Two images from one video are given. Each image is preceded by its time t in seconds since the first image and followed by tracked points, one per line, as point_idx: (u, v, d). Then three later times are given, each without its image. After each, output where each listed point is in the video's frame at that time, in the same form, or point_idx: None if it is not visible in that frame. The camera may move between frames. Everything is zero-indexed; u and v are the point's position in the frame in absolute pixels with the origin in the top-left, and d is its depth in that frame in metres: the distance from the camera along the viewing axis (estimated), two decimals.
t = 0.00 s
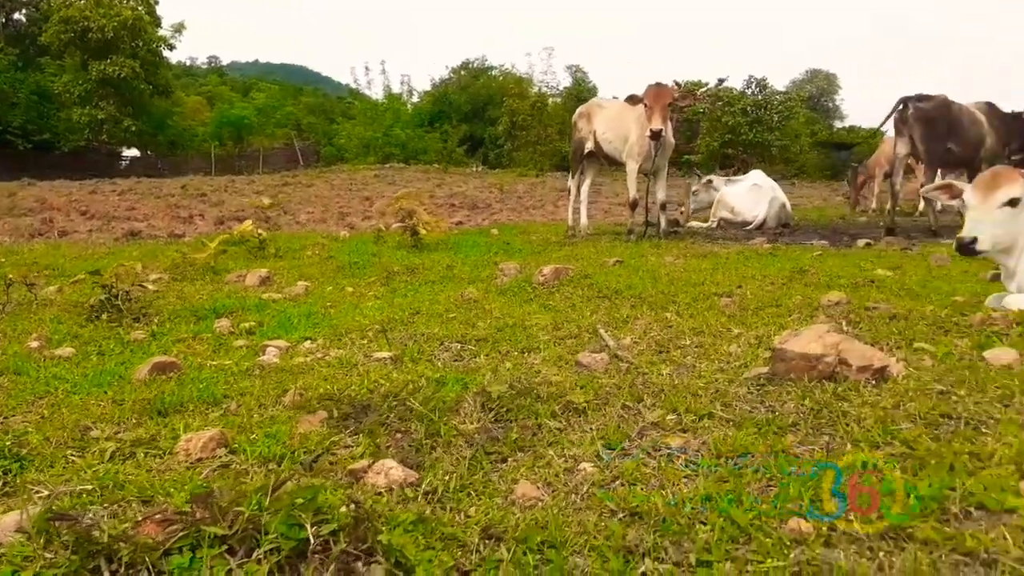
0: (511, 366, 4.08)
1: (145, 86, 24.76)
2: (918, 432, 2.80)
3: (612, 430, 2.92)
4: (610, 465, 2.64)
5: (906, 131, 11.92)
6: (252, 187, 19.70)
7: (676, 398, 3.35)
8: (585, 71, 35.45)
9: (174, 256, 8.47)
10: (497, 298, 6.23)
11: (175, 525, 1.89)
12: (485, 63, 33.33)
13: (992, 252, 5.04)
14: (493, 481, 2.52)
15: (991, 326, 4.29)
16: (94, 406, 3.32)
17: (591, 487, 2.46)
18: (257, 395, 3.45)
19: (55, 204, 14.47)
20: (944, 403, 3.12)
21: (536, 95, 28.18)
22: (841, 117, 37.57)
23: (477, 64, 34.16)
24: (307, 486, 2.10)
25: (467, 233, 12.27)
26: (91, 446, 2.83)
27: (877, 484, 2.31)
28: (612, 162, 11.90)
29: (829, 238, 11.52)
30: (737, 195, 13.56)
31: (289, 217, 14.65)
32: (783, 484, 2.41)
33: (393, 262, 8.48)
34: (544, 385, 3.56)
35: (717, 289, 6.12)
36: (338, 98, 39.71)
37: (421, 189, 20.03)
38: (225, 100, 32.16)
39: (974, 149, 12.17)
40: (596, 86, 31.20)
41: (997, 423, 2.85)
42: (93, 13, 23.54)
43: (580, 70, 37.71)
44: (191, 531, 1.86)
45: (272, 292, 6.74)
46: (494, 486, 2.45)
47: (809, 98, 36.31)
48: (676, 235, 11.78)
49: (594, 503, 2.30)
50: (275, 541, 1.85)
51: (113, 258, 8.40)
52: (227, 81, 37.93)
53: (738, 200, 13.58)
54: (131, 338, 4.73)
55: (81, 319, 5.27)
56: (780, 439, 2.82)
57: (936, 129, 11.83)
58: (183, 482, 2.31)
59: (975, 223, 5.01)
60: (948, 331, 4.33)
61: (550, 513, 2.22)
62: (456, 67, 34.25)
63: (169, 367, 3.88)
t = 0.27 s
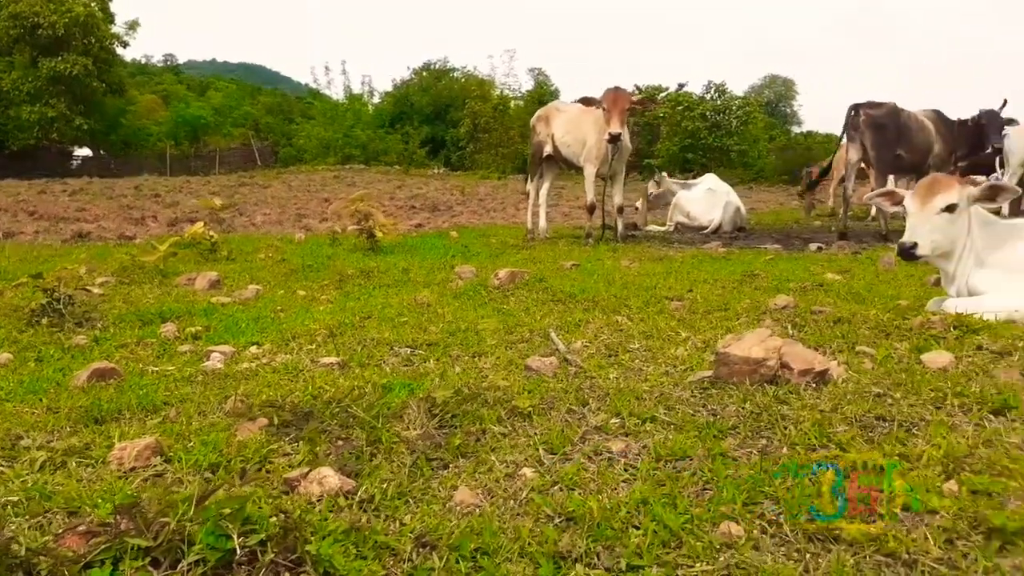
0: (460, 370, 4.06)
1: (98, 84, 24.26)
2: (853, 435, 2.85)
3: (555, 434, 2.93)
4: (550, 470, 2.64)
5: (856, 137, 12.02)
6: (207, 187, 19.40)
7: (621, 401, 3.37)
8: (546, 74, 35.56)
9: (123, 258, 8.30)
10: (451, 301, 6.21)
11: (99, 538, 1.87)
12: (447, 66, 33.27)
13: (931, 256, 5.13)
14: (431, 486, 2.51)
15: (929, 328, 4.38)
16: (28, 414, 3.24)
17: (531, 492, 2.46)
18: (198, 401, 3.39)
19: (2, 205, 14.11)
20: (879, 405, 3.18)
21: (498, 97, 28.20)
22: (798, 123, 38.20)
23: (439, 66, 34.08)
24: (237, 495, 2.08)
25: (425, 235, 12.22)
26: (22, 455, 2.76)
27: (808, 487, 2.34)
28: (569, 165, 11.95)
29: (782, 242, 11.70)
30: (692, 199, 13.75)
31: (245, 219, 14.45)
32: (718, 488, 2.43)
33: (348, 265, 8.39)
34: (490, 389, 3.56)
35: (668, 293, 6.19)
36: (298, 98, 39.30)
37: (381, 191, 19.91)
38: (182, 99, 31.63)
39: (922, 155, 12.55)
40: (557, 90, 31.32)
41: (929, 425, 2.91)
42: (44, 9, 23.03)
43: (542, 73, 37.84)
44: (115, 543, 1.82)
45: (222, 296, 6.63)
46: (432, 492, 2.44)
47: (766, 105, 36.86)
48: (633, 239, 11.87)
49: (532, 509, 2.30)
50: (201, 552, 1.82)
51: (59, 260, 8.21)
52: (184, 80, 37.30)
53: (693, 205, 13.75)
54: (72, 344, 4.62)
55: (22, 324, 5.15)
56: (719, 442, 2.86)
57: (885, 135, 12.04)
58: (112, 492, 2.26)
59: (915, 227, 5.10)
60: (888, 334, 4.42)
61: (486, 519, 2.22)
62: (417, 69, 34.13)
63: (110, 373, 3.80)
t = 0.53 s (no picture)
0: (408, 366, 4.03)
1: (46, 73, 23.61)
2: (791, 429, 2.90)
3: (498, 430, 2.92)
4: (490, 467, 2.64)
5: (810, 135, 12.29)
6: (159, 180, 18.99)
7: (567, 397, 3.38)
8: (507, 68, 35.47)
9: (67, 253, 8.09)
10: (403, 296, 6.17)
11: (19, 541, 1.83)
12: (406, 58, 33.02)
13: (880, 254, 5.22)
14: (370, 485, 2.49)
15: (870, 323, 4.47)
16: None
17: (470, 489, 2.46)
18: (136, 400, 3.32)
19: None
20: (817, 400, 3.24)
21: (458, 91, 28.09)
22: (754, 120, 38.69)
23: (398, 59, 33.83)
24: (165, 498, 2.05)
25: (381, 230, 12.13)
26: None
27: (743, 481, 2.38)
28: (526, 160, 11.95)
29: (735, 238, 11.85)
30: (649, 195, 13.89)
31: (198, 213, 14.19)
32: (656, 483, 2.45)
33: (299, 260, 8.28)
34: (436, 386, 3.54)
35: (619, 289, 6.23)
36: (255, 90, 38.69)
37: (338, 185, 19.71)
38: (134, 90, 30.93)
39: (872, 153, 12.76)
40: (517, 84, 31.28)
41: (864, 418, 2.97)
42: None
43: (502, 67, 37.77)
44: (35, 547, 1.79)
45: (168, 292, 6.50)
46: (370, 491, 2.43)
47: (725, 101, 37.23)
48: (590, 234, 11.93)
49: (469, 506, 2.29)
50: (124, 555, 1.79)
51: None
52: (136, 70, 36.46)
53: (649, 201, 13.88)
54: (8, 341, 4.49)
55: None
56: (660, 438, 2.88)
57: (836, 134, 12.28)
58: (39, 494, 2.21)
59: (863, 225, 5.19)
60: (831, 329, 4.51)
61: (422, 517, 2.21)
62: (376, 61, 33.83)
63: (45, 371, 3.71)
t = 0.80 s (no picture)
0: (354, 367, 4.00)
1: None
2: (729, 426, 2.93)
3: (439, 430, 2.90)
4: (428, 467, 2.62)
5: (764, 136, 12.46)
6: (110, 177, 18.58)
7: (511, 396, 3.36)
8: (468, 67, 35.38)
9: (10, 252, 7.86)
10: (353, 295, 6.10)
11: None
12: (366, 56, 32.75)
13: (830, 252, 5.28)
14: (303, 488, 2.46)
15: (813, 321, 4.54)
16: None
17: (405, 489, 2.44)
18: (69, 403, 3.25)
19: None
20: (757, 397, 3.28)
21: (418, 90, 27.94)
22: (713, 121, 39.11)
23: (358, 56, 33.54)
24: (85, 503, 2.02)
25: (338, 229, 12.02)
26: None
27: (677, 478, 2.39)
28: (483, 160, 11.94)
29: (690, 238, 11.96)
30: (608, 195, 13.93)
31: (150, 211, 13.92)
32: (592, 480, 2.46)
33: (250, 260, 8.15)
34: (379, 386, 3.51)
35: (570, 288, 6.24)
36: (212, 86, 38.06)
37: (296, 183, 19.48)
38: (85, 85, 30.22)
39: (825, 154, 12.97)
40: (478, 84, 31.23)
41: (800, 415, 3.02)
42: None
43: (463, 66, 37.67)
44: None
45: (113, 292, 6.35)
46: (303, 494, 2.40)
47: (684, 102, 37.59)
48: (547, 234, 11.95)
49: (403, 507, 2.27)
50: (38, 561, 1.77)
51: None
52: (89, 65, 35.65)
53: (607, 200, 13.96)
54: None
55: None
56: (600, 436, 2.88)
57: (789, 135, 12.46)
58: None
59: (816, 223, 5.24)
60: (776, 327, 4.57)
61: (353, 519, 2.19)
62: (336, 59, 33.50)
63: None
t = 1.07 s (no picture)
0: (300, 366, 3.94)
1: None
2: (671, 423, 2.95)
3: (381, 429, 2.86)
4: (367, 466, 2.59)
5: (719, 136, 12.59)
6: (60, 172, 18.14)
7: (458, 394, 3.33)
8: (429, 64, 35.23)
9: None
10: (304, 293, 6.00)
11: None
12: (326, 51, 32.41)
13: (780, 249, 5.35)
14: (239, 489, 2.43)
15: (760, 318, 4.60)
16: None
17: (344, 489, 2.41)
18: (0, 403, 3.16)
19: None
20: (701, 394, 3.30)
21: (378, 85, 27.72)
22: (672, 120, 39.45)
23: (317, 51, 33.18)
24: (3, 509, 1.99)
25: (293, 226, 11.88)
26: None
27: (617, 475, 2.40)
28: (440, 156, 11.89)
29: (646, 236, 12.03)
30: (567, 192, 13.94)
31: (100, 207, 13.60)
32: (533, 477, 2.45)
33: (200, 256, 7.99)
34: (323, 384, 3.46)
35: (524, 285, 6.23)
36: (168, 79, 37.36)
37: (252, 179, 19.20)
38: (35, 77, 29.45)
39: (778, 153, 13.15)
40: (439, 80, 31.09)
41: (741, 411, 3.05)
42: None
43: (424, 62, 37.48)
44: None
45: (55, 289, 6.19)
46: (238, 495, 2.36)
47: (644, 101, 37.85)
48: (506, 231, 11.94)
49: (339, 507, 2.24)
50: None
51: None
52: (39, 57, 34.75)
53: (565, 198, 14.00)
54: None
55: None
56: (544, 433, 2.87)
57: (744, 135, 12.60)
58: None
59: (768, 220, 5.32)
60: (724, 324, 4.62)
61: (287, 519, 2.16)
62: (295, 53, 33.10)
63: None
